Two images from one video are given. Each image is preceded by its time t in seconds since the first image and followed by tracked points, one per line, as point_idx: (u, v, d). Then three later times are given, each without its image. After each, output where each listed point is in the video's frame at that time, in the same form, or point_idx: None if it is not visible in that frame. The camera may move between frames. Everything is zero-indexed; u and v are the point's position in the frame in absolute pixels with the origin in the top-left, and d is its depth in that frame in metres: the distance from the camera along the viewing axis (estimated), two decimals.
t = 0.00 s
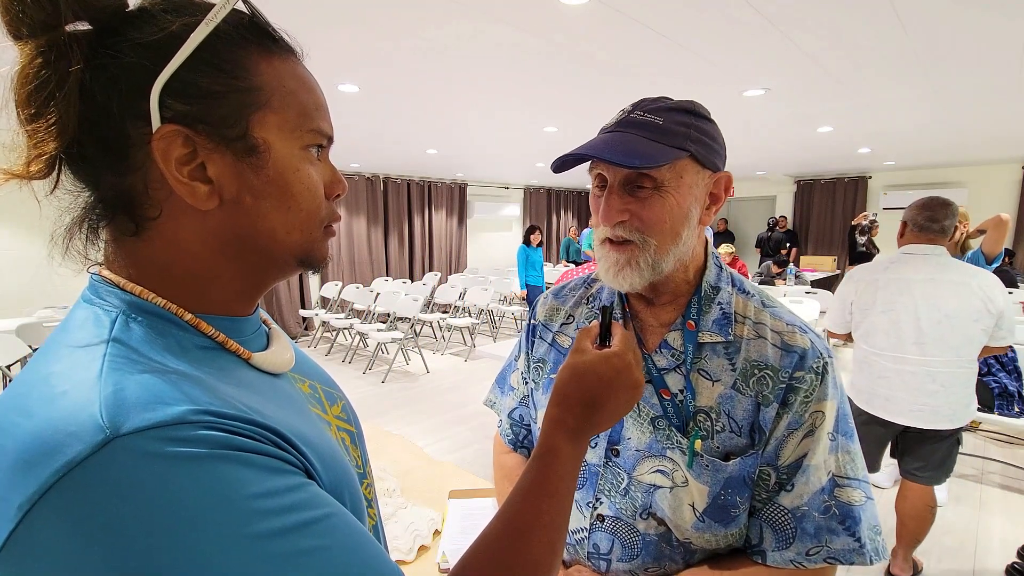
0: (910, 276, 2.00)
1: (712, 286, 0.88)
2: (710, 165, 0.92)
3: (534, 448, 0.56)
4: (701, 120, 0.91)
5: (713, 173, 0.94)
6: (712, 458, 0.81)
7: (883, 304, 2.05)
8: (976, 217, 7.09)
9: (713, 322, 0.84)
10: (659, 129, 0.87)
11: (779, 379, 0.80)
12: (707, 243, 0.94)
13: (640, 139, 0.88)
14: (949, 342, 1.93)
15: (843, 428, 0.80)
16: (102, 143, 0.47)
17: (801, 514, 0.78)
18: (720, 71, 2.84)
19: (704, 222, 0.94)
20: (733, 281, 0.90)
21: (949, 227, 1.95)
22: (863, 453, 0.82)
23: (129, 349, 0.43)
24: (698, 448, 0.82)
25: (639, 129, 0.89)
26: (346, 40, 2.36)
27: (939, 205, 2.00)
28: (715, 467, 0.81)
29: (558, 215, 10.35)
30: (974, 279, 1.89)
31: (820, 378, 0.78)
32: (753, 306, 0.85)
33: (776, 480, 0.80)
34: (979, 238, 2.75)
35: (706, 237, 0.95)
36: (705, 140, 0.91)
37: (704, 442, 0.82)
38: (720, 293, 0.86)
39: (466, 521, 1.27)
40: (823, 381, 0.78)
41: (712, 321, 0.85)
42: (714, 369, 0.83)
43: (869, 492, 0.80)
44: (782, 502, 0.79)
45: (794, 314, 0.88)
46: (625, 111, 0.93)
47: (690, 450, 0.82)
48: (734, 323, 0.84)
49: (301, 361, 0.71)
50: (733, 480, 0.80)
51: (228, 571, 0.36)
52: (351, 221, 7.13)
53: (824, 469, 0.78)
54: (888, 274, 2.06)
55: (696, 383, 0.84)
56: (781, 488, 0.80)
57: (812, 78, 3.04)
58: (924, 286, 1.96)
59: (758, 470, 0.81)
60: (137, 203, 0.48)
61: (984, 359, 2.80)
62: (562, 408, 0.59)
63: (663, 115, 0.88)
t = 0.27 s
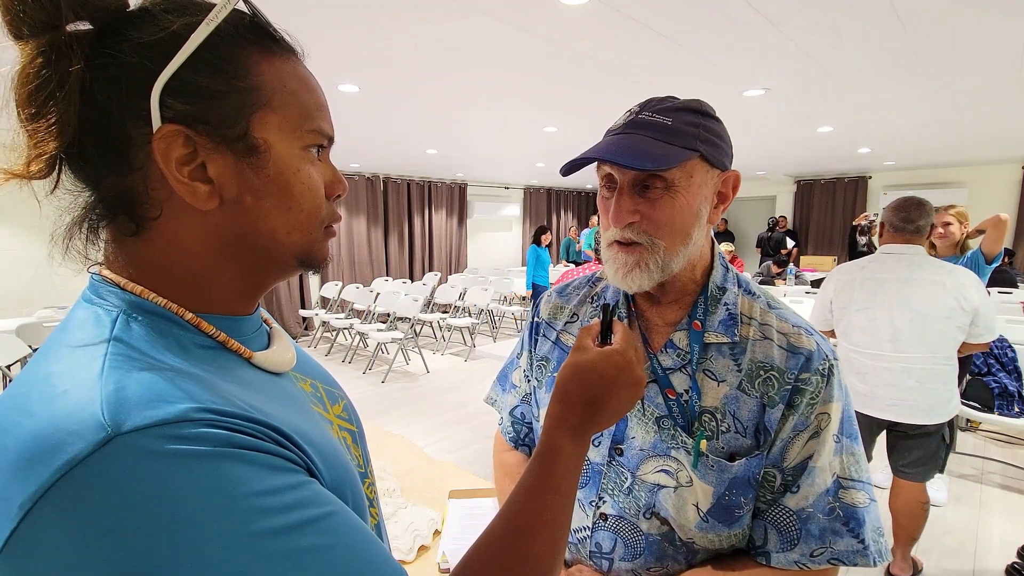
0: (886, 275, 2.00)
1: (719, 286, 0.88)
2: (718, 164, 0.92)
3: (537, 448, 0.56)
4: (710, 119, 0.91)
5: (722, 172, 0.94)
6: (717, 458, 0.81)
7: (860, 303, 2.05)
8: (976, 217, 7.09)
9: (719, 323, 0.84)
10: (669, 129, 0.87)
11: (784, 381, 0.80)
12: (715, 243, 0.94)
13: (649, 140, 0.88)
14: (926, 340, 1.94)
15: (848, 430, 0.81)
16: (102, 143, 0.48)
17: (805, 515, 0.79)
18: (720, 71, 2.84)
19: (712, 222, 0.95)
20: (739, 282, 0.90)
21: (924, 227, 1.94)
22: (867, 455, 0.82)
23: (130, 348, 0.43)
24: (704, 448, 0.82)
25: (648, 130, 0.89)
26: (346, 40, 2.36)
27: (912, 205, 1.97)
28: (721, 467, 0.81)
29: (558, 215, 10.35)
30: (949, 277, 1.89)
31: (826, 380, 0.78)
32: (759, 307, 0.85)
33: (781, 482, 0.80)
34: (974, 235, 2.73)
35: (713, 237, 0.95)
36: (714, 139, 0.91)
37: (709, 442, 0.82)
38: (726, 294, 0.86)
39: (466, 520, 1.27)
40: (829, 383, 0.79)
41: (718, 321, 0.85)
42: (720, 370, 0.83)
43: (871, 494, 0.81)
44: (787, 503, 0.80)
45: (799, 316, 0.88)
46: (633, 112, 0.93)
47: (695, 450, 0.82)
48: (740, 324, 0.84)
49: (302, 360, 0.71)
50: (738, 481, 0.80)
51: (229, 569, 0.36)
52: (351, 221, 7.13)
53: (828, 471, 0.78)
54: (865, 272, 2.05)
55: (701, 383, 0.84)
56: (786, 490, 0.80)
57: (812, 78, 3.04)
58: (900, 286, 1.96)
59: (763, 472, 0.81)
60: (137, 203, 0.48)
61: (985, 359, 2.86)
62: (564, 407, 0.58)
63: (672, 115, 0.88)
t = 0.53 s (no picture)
0: (865, 273, 2.02)
1: (724, 286, 0.88)
2: (722, 163, 0.92)
3: (537, 447, 0.56)
4: (713, 119, 0.91)
5: (725, 171, 0.94)
6: (722, 458, 0.81)
7: (840, 302, 2.07)
8: (976, 217, 7.09)
9: (724, 323, 0.84)
10: (672, 131, 0.88)
11: (789, 381, 0.80)
12: (720, 243, 0.94)
13: (652, 143, 0.88)
14: (902, 338, 1.95)
15: (852, 430, 0.81)
16: (102, 143, 0.48)
17: (809, 515, 0.79)
18: (720, 71, 2.84)
19: (716, 221, 0.95)
20: (744, 283, 0.90)
21: (903, 227, 1.96)
22: (871, 456, 0.83)
23: (130, 348, 0.43)
24: (708, 447, 0.82)
25: (651, 133, 0.89)
26: (345, 40, 2.36)
27: (893, 205, 1.99)
28: (725, 467, 0.80)
29: (558, 215, 10.36)
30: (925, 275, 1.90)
31: (831, 381, 0.79)
32: (764, 307, 0.85)
33: (785, 482, 0.80)
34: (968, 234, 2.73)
35: (717, 236, 0.95)
36: (717, 139, 0.91)
37: (713, 442, 0.82)
38: (731, 294, 0.86)
39: (467, 520, 1.28)
40: (834, 384, 0.79)
41: (723, 321, 0.85)
42: (724, 369, 0.83)
43: (875, 496, 0.81)
44: (791, 503, 0.80)
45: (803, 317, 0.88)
46: (636, 114, 0.93)
47: (700, 449, 0.82)
48: (745, 324, 0.84)
49: (302, 358, 0.71)
50: (743, 480, 0.80)
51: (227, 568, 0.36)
52: (351, 221, 7.13)
53: (833, 471, 0.79)
54: (844, 271, 2.07)
55: (705, 382, 0.84)
56: (790, 490, 0.80)
57: (812, 78, 3.04)
58: (878, 284, 1.98)
59: (767, 471, 0.81)
60: (137, 203, 0.48)
61: (984, 359, 2.88)
62: (565, 406, 0.58)
63: (675, 117, 0.88)
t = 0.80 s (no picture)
0: (850, 272, 2.03)
1: (721, 289, 0.88)
2: (721, 164, 0.92)
3: (536, 450, 0.56)
4: (713, 119, 0.91)
5: (724, 172, 0.94)
6: (720, 461, 0.81)
7: (826, 299, 2.10)
8: (976, 217, 7.09)
9: (722, 325, 0.84)
10: (671, 131, 0.87)
11: (787, 384, 0.80)
12: (718, 244, 0.94)
13: (650, 142, 0.88)
14: (885, 336, 1.96)
15: (851, 432, 0.81)
16: (107, 142, 0.48)
17: (808, 518, 0.79)
18: (720, 71, 2.84)
19: (715, 222, 0.95)
20: (741, 284, 0.90)
21: (889, 227, 1.98)
22: (870, 456, 0.83)
23: (130, 349, 0.43)
24: (707, 451, 0.82)
25: (650, 132, 0.89)
26: (346, 40, 2.35)
27: (879, 205, 2.03)
28: (724, 470, 0.80)
29: (558, 215, 10.36)
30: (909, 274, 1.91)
31: (829, 382, 0.78)
32: (762, 309, 0.85)
33: (784, 484, 0.80)
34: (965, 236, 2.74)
35: (716, 238, 0.95)
36: (716, 139, 0.91)
37: (712, 446, 0.82)
38: (728, 296, 0.86)
39: (468, 520, 1.28)
40: (832, 386, 0.79)
41: (721, 324, 0.84)
42: (722, 372, 0.83)
43: (874, 497, 0.81)
44: (789, 506, 0.80)
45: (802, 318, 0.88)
46: (635, 113, 0.93)
47: (698, 453, 0.82)
48: (743, 326, 0.84)
49: (301, 359, 0.71)
50: (741, 483, 0.80)
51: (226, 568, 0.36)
52: (351, 221, 7.13)
53: (831, 473, 0.78)
54: (831, 270, 2.08)
55: (703, 385, 0.84)
56: (788, 493, 0.80)
57: (812, 78, 3.04)
58: (863, 282, 1.99)
59: (766, 474, 0.81)
60: (140, 203, 0.48)
61: (985, 359, 2.90)
62: (564, 408, 0.58)
63: (674, 116, 0.88)
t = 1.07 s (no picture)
0: (841, 271, 2.03)
1: (720, 286, 0.88)
2: (721, 162, 0.92)
3: (537, 452, 0.56)
4: (714, 118, 0.91)
5: (724, 170, 0.94)
6: (718, 459, 0.81)
7: (818, 299, 2.10)
8: (976, 217, 7.08)
9: (721, 323, 0.85)
10: (672, 127, 0.87)
11: (786, 382, 0.80)
12: (717, 243, 0.94)
13: (651, 137, 0.88)
14: (876, 335, 1.97)
15: (850, 432, 0.81)
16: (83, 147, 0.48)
17: (806, 518, 0.79)
18: (720, 71, 2.84)
19: (714, 221, 0.95)
20: (741, 282, 0.90)
21: (881, 226, 1.99)
22: (869, 458, 0.83)
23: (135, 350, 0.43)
24: (703, 449, 0.82)
25: (651, 127, 0.89)
26: (345, 40, 2.36)
27: (870, 205, 2.05)
28: (721, 468, 0.80)
29: (558, 215, 10.37)
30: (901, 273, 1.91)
31: (828, 382, 0.79)
32: (761, 307, 0.85)
33: (782, 484, 0.80)
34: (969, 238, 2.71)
35: (715, 236, 0.95)
36: (717, 137, 0.91)
37: (709, 443, 0.82)
38: (727, 294, 0.87)
39: (468, 520, 1.28)
40: (831, 385, 0.79)
41: (720, 321, 0.85)
42: (721, 370, 0.83)
43: (873, 498, 0.81)
44: (787, 506, 0.80)
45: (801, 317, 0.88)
46: (635, 110, 0.93)
47: (695, 451, 0.82)
48: (742, 324, 0.84)
49: (301, 359, 0.71)
50: (739, 481, 0.80)
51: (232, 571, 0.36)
52: (351, 221, 7.13)
53: (829, 473, 0.79)
54: (824, 270, 2.08)
55: (701, 383, 0.84)
56: (786, 492, 0.80)
57: (812, 78, 3.04)
58: (854, 282, 2.00)
59: (764, 473, 0.81)
60: (135, 206, 0.48)
61: (984, 359, 2.91)
62: (566, 409, 0.59)
63: (675, 113, 0.88)
